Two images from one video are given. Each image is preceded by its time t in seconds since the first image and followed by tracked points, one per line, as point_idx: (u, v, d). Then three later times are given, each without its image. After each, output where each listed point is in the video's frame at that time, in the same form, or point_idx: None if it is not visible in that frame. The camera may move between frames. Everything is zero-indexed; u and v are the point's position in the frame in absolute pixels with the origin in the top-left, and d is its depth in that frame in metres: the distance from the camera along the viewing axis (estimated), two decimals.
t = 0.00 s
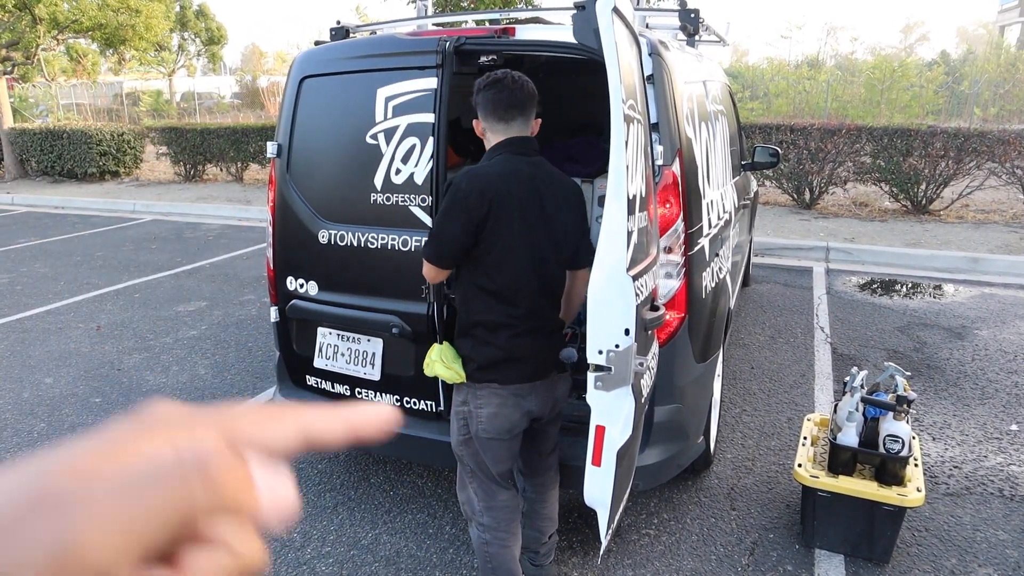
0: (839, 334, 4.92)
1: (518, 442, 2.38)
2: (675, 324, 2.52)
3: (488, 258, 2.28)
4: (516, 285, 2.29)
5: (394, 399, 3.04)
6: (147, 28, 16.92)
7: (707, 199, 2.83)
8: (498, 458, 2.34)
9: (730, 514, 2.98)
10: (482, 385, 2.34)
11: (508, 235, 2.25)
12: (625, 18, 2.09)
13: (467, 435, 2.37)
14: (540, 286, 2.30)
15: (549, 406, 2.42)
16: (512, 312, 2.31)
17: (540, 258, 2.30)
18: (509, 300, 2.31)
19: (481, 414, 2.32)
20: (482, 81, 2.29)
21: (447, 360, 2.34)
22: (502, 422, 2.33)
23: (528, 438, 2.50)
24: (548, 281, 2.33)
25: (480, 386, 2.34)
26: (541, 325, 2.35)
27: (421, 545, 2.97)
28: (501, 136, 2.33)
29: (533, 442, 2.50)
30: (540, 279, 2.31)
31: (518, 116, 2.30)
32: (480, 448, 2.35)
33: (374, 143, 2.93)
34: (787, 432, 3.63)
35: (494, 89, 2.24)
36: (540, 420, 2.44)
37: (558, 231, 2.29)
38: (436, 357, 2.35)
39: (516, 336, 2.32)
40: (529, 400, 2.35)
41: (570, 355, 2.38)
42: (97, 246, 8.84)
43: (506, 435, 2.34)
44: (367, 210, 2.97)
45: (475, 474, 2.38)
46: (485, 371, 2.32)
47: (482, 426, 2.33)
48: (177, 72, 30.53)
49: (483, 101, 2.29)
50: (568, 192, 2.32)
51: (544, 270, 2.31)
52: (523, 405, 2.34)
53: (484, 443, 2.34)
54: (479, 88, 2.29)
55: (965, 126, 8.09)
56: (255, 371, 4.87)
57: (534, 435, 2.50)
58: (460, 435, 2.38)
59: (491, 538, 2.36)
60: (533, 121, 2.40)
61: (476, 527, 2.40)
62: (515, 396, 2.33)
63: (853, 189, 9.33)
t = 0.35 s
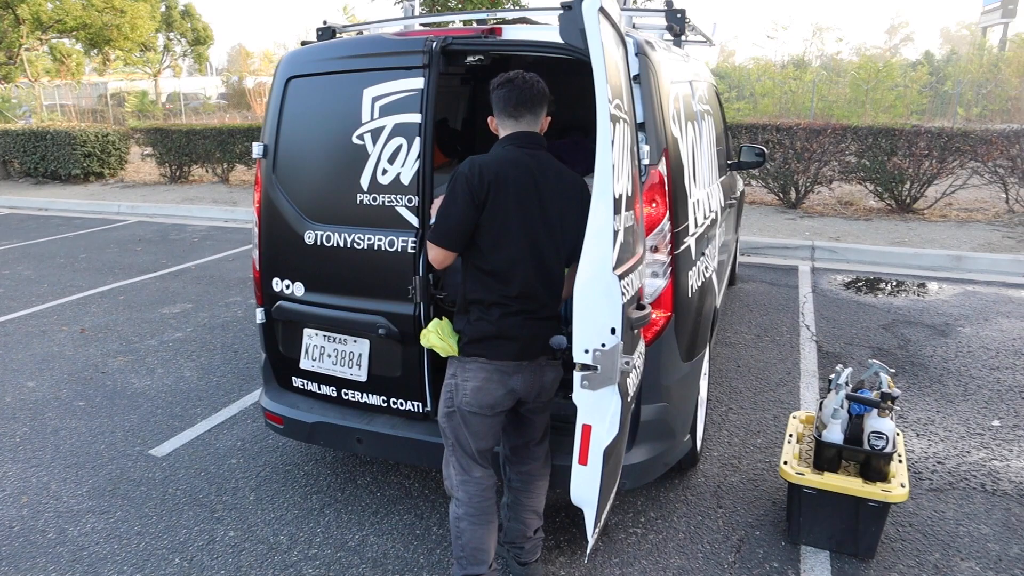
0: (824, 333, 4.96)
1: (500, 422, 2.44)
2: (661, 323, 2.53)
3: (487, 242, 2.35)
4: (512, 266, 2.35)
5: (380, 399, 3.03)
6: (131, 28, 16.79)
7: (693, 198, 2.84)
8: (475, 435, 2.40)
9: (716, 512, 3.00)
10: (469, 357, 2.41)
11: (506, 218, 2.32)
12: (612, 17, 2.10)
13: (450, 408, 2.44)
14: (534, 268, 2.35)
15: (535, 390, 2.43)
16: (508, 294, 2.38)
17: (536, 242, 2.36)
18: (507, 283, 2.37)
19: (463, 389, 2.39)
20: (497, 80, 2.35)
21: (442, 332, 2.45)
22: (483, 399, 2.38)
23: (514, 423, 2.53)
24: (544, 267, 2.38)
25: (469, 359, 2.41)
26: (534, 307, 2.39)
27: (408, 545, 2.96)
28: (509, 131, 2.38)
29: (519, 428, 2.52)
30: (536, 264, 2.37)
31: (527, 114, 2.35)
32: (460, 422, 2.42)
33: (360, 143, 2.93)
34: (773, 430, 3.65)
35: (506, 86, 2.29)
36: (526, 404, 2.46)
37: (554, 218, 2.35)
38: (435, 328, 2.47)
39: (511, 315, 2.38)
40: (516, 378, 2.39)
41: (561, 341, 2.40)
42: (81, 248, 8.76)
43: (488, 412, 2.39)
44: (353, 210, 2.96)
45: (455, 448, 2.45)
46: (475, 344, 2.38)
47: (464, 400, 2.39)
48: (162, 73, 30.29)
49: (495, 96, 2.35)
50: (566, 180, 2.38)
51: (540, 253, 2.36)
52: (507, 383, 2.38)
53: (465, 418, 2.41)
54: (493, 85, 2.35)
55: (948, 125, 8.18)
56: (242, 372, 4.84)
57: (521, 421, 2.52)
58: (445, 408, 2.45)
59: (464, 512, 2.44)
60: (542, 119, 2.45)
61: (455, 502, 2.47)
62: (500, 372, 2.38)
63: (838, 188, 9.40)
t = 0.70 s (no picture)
0: (757, 325, 5.10)
1: (444, 416, 2.40)
2: (597, 319, 2.54)
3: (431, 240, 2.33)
4: (455, 261, 2.33)
5: (316, 405, 2.94)
6: (46, 26, 15.97)
7: (626, 194, 2.86)
8: (418, 430, 2.37)
9: (657, 505, 3.03)
10: (412, 351, 2.38)
11: (449, 213, 2.31)
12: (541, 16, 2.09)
13: (393, 403, 2.40)
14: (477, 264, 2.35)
15: (479, 385, 2.40)
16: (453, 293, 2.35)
17: (479, 238, 2.35)
18: (451, 281, 2.34)
19: (406, 384, 2.35)
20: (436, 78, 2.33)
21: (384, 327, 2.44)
22: (425, 393, 2.34)
23: (457, 422, 2.49)
24: (486, 265, 2.37)
25: (411, 353, 2.38)
26: (477, 301, 2.37)
27: (349, 555, 2.88)
28: (450, 132, 2.37)
29: (463, 425, 2.49)
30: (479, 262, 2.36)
31: (469, 115, 2.35)
32: (402, 416, 2.38)
33: (289, 144, 2.83)
34: (710, 422, 3.72)
35: (445, 86, 2.28)
36: (468, 401, 2.44)
37: (497, 215, 2.36)
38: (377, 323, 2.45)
39: (453, 308, 2.35)
40: (457, 372, 2.35)
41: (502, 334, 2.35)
42: None
43: (431, 407, 2.36)
44: (284, 213, 2.87)
45: (396, 443, 2.41)
46: (418, 338, 2.36)
47: (407, 394, 2.35)
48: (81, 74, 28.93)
49: (434, 96, 2.33)
50: (509, 178, 2.39)
51: (483, 250, 2.36)
52: (450, 376, 2.35)
53: (408, 413, 2.37)
54: (432, 85, 2.32)
55: (868, 123, 8.54)
56: (173, 384, 4.64)
57: (464, 420, 2.49)
58: (388, 403, 2.41)
59: (404, 507, 2.40)
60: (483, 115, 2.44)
61: (395, 499, 2.43)
62: (442, 365, 2.34)
63: (768, 184, 9.69)
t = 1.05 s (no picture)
0: (660, 318, 5.27)
1: (358, 424, 2.33)
2: (504, 321, 2.54)
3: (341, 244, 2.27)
4: (365, 265, 2.27)
5: (219, 422, 2.80)
6: None
7: (528, 195, 2.88)
8: (332, 437, 2.29)
9: (571, 501, 3.06)
10: (323, 358, 2.30)
11: (357, 216, 2.26)
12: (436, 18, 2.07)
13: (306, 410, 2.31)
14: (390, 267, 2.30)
15: (393, 389, 2.33)
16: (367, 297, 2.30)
17: (392, 241, 2.31)
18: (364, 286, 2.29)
19: (319, 392, 2.27)
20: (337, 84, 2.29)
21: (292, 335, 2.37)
22: (339, 399, 2.27)
23: (371, 428, 2.43)
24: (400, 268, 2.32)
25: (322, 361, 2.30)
26: (388, 305, 2.32)
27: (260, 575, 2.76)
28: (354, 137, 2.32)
29: (378, 434, 2.43)
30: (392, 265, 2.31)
31: (372, 119, 2.31)
32: (316, 424, 2.30)
33: (179, 151, 2.67)
34: (619, 416, 3.81)
35: (347, 91, 2.23)
36: (383, 408, 2.38)
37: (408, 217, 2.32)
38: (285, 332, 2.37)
39: (362, 312, 2.29)
40: (370, 376, 2.29)
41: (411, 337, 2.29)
42: None
43: (345, 413, 2.28)
44: (176, 223, 2.71)
45: (311, 452, 2.32)
46: (328, 343, 2.29)
47: (320, 402, 2.27)
48: None
49: (333, 101, 2.28)
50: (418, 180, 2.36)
51: (393, 254, 2.31)
52: (363, 380, 2.28)
53: (321, 421, 2.28)
54: (331, 90, 2.28)
55: (756, 121, 9.01)
56: (59, 407, 4.30)
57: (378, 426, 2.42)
58: (301, 411, 2.32)
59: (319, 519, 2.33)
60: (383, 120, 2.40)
61: (310, 510, 2.35)
62: (355, 370, 2.28)
63: (666, 181, 10.04)
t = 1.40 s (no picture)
0: (654, 318, 5.26)
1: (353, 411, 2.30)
2: (498, 321, 2.52)
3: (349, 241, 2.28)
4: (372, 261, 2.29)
5: (212, 424, 2.77)
6: None
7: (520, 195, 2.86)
8: (327, 424, 2.25)
9: (568, 502, 3.05)
10: (321, 341, 2.29)
11: (369, 212, 2.27)
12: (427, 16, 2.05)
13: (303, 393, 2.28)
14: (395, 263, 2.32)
15: (386, 380, 2.30)
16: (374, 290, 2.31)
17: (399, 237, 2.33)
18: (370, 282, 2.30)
19: (313, 374, 2.25)
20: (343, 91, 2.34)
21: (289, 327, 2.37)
22: (333, 381, 2.24)
23: (367, 422, 2.39)
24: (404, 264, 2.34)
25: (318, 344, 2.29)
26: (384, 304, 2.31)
27: None
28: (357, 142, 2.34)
29: (373, 431, 2.39)
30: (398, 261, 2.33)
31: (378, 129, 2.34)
32: (313, 411, 2.26)
33: (169, 151, 2.63)
34: (614, 416, 3.79)
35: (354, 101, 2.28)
36: (377, 403, 2.34)
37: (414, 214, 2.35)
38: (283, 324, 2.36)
39: (363, 304, 2.29)
40: (365, 361, 2.27)
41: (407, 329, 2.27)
42: None
43: (340, 398, 2.25)
44: (166, 225, 2.67)
45: (304, 437, 2.29)
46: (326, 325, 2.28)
47: (315, 384, 2.25)
48: None
49: (340, 110, 2.33)
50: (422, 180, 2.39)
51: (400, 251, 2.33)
52: (357, 364, 2.26)
53: (318, 404, 2.25)
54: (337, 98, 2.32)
55: (747, 121, 9.03)
56: (48, 410, 4.24)
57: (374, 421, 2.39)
58: (297, 396, 2.28)
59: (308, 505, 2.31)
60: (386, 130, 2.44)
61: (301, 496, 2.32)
62: (349, 353, 2.26)
63: (658, 181, 10.05)
